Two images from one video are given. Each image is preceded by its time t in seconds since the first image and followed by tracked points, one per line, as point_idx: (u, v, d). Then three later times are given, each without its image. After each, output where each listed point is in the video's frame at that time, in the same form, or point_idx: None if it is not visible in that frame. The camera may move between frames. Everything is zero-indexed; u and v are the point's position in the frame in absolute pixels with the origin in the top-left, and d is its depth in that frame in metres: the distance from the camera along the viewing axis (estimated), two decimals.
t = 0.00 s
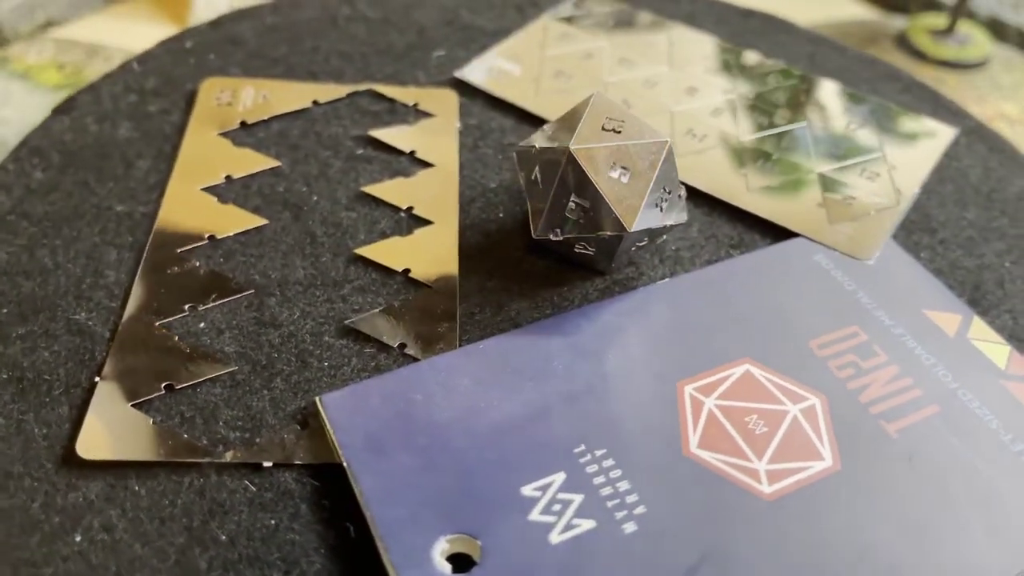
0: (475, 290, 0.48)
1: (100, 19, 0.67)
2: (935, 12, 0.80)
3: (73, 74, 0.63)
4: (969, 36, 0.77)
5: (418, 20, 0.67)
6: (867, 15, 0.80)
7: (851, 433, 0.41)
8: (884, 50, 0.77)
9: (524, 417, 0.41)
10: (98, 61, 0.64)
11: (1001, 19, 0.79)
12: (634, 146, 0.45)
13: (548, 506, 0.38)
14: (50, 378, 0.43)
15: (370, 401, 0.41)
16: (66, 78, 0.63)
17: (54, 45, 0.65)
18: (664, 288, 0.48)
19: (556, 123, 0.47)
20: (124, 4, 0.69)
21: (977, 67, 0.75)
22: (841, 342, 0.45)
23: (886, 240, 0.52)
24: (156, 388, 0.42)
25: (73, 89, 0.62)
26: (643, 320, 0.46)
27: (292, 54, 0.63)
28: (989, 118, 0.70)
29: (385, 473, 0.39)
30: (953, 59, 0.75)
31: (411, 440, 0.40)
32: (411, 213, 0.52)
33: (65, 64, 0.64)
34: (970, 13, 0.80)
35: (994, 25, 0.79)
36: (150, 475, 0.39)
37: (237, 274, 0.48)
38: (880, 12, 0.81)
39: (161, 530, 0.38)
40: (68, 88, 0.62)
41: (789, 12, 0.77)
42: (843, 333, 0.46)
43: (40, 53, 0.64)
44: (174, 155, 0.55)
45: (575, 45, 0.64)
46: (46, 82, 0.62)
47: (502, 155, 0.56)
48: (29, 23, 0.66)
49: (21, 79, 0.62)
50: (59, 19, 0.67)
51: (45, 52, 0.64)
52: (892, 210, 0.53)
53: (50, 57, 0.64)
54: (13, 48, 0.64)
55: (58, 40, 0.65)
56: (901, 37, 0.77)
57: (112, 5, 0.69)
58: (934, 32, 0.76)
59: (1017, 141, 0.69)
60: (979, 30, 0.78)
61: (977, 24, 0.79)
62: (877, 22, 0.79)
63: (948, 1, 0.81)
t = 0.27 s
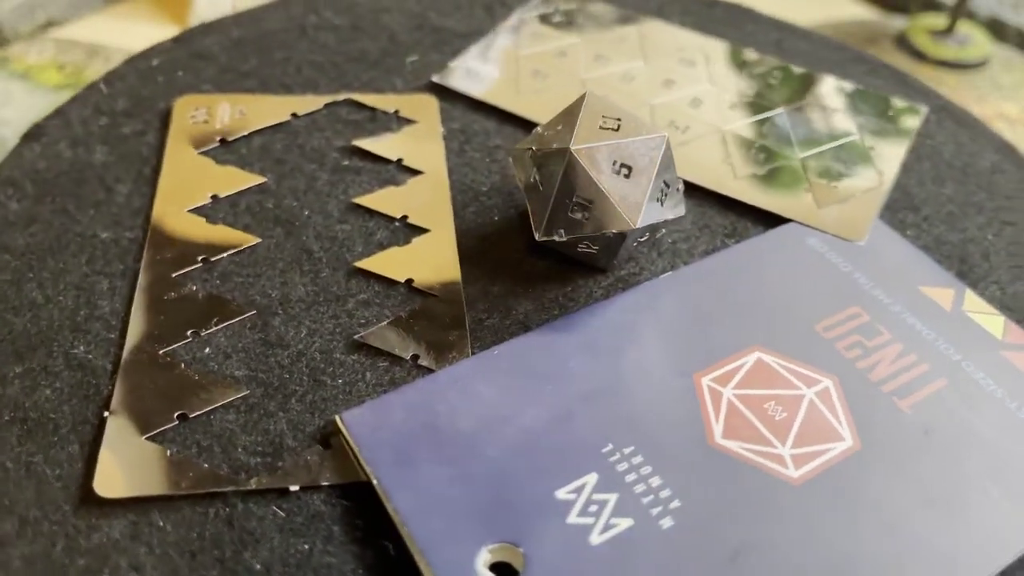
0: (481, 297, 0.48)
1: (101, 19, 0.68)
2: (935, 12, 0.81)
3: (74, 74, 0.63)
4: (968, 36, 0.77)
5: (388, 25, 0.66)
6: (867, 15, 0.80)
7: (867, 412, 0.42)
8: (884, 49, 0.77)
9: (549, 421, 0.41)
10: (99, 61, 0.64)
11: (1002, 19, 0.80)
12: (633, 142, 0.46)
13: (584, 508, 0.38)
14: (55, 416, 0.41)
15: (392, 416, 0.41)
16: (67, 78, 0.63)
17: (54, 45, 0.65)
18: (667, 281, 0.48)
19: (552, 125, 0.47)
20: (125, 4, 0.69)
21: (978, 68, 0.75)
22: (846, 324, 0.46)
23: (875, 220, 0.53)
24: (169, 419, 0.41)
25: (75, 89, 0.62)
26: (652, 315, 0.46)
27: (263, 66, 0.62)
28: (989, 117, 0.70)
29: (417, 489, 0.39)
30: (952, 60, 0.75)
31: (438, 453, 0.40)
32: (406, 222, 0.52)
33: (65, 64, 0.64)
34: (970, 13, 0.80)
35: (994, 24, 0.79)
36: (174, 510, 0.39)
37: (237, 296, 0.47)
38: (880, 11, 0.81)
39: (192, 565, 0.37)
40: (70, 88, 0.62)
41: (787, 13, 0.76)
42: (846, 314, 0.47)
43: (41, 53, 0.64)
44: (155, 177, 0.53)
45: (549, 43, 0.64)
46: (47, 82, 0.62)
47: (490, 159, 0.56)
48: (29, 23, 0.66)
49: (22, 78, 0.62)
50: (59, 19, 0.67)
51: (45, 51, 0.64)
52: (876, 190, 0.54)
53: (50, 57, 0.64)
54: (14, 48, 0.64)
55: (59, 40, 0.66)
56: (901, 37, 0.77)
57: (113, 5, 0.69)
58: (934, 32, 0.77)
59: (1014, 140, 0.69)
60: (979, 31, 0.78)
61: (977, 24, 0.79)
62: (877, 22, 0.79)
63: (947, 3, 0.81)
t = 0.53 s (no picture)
0: (487, 302, 0.48)
1: (100, 20, 0.67)
2: (934, 13, 0.80)
3: (74, 74, 0.63)
4: (969, 36, 0.77)
5: (358, 32, 0.66)
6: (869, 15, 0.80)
7: (879, 390, 0.43)
8: (883, 50, 0.76)
9: (573, 422, 0.41)
10: (99, 61, 0.64)
11: (1003, 19, 0.79)
12: (632, 139, 0.46)
13: (620, 506, 0.38)
14: (65, 455, 0.40)
15: (416, 429, 0.41)
16: (68, 78, 0.62)
17: (54, 45, 0.65)
18: (670, 274, 0.49)
19: (548, 125, 0.48)
20: (125, 4, 0.69)
21: (978, 68, 0.75)
22: (848, 305, 0.47)
23: (861, 201, 0.54)
24: (186, 449, 0.40)
25: (75, 89, 0.62)
26: (659, 309, 0.47)
27: (236, 81, 0.61)
28: (988, 117, 0.69)
29: (451, 500, 0.38)
30: (952, 59, 0.75)
31: (467, 463, 0.40)
32: (403, 231, 0.51)
33: (66, 64, 0.63)
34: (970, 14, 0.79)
35: (993, 24, 0.79)
36: (202, 542, 0.38)
37: (240, 318, 0.46)
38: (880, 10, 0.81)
39: None
40: (71, 88, 0.62)
41: (784, 13, 0.76)
42: (847, 295, 0.48)
43: (41, 53, 0.64)
44: (138, 200, 0.52)
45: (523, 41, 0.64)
46: (48, 83, 0.62)
47: (478, 162, 0.56)
48: (30, 23, 0.65)
49: (23, 79, 0.62)
50: (59, 18, 0.66)
51: (46, 52, 0.64)
52: (858, 173, 0.56)
53: (51, 57, 0.64)
54: (14, 49, 0.64)
55: (59, 40, 0.65)
56: (901, 37, 0.77)
57: (112, 5, 0.68)
58: (933, 32, 0.76)
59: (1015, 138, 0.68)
60: (979, 31, 0.78)
61: (977, 25, 0.79)
62: (878, 23, 0.79)
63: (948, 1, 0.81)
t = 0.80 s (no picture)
0: (493, 307, 0.48)
1: (99, 21, 0.67)
2: (934, 13, 0.82)
3: (74, 74, 0.63)
4: (966, 36, 0.78)
5: (328, 39, 0.65)
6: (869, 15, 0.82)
7: (888, 369, 0.44)
8: (884, 50, 0.78)
9: (597, 422, 0.41)
10: (99, 61, 0.64)
11: (1004, 19, 0.81)
12: (630, 135, 0.46)
13: (655, 503, 0.38)
14: (82, 494, 0.39)
15: (442, 441, 0.40)
16: (68, 79, 0.63)
17: (54, 45, 0.65)
18: (672, 268, 0.49)
19: (544, 127, 0.48)
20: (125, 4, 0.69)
21: (979, 68, 0.76)
22: (847, 287, 0.48)
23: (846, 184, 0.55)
24: (207, 478, 0.39)
25: (74, 89, 0.62)
26: (665, 304, 0.47)
27: (209, 96, 0.59)
28: (988, 119, 0.71)
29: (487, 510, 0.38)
30: (952, 59, 0.76)
31: (498, 470, 0.39)
32: (400, 241, 0.51)
33: (66, 64, 0.64)
34: (970, 14, 0.81)
35: (994, 25, 0.80)
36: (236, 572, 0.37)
37: (245, 339, 0.45)
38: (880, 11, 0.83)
39: None
40: (69, 88, 0.62)
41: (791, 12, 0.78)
42: (845, 277, 0.49)
43: (41, 53, 0.64)
44: (124, 224, 0.50)
45: (497, 42, 0.63)
46: (48, 83, 0.62)
47: (466, 167, 0.56)
48: (29, 23, 0.65)
49: (23, 79, 0.62)
50: (59, 19, 0.67)
51: (46, 52, 0.64)
52: (840, 155, 0.57)
53: (51, 57, 0.64)
54: (14, 49, 0.64)
55: (59, 40, 0.65)
56: (901, 37, 0.79)
57: (115, 5, 0.68)
58: (933, 33, 0.78)
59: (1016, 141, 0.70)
60: (981, 32, 0.79)
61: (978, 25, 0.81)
62: (877, 23, 0.81)
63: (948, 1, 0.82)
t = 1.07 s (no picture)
0: (500, 312, 0.48)
1: (99, 20, 0.68)
2: (935, 12, 0.84)
3: (73, 74, 0.64)
4: (966, 36, 0.80)
5: (299, 49, 0.64)
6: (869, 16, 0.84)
7: (894, 346, 0.45)
8: (884, 50, 0.80)
9: (620, 421, 0.42)
10: (99, 61, 0.65)
11: (1004, 19, 0.83)
12: (628, 132, 0.46)
13: (688, 496, 0.39)
14: (104, 533, 0.38)
15: (470, 451, 0.40)
16: (68, 79, 0.64)
17: (54, 45, 0.66)
18: (672, 262, 0.49)
19: (539, 128, 0.48)
20: (124, 4, 0.69)
21: (979, 68, 0.78)
22: (844, 269, 0.49)
23: (830, 168, 0.56)
24: (233, 507, 0.39)
25: (72, 90, 0.63)
26: (671, 298, 0.48)
27: (183, 114, 0.58)
28: (987, 118, 0.73)
29: (524, 517, 0.38)
30: (953, 59, 0.78)
31: (529, 476, 0.39)
32: (398, 250, 0.50)
33: (66, 64, 0.64)
34: (971, 14, 0.83)
35: (994, 25, 0.83)
36: None
37: (253, 361, 0.44)
38: (880, 14, 0.85)
39: None
40: (69, 89, 0.63)
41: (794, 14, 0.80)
42: (840, 259, 0.50)
43: (40, 53, 0.65)
44: (112, 251, 0.49)
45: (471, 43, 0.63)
46: (47, 83, 0.63)
47: (455, 172, 0.55)
48: (29, 23, 0.66)
49: (24, 79, 0.63)
50: (59, 19, 0.67)
51: (46, 52, 0.65)
52: (819, 141, 0.58)
53: (51, 57, 0.65)
54: (14, 49, 0.65)
55: (59, 40, 0.66)
56: (902, 37, 0.81)
57: (114, 6, 0.69)
58: (933, 32, 0.80)
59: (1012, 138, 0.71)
60: (981, 32, 0.82)
61: (978, 25, 0.83)
62: (880, 23, 0.83)
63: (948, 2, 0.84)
